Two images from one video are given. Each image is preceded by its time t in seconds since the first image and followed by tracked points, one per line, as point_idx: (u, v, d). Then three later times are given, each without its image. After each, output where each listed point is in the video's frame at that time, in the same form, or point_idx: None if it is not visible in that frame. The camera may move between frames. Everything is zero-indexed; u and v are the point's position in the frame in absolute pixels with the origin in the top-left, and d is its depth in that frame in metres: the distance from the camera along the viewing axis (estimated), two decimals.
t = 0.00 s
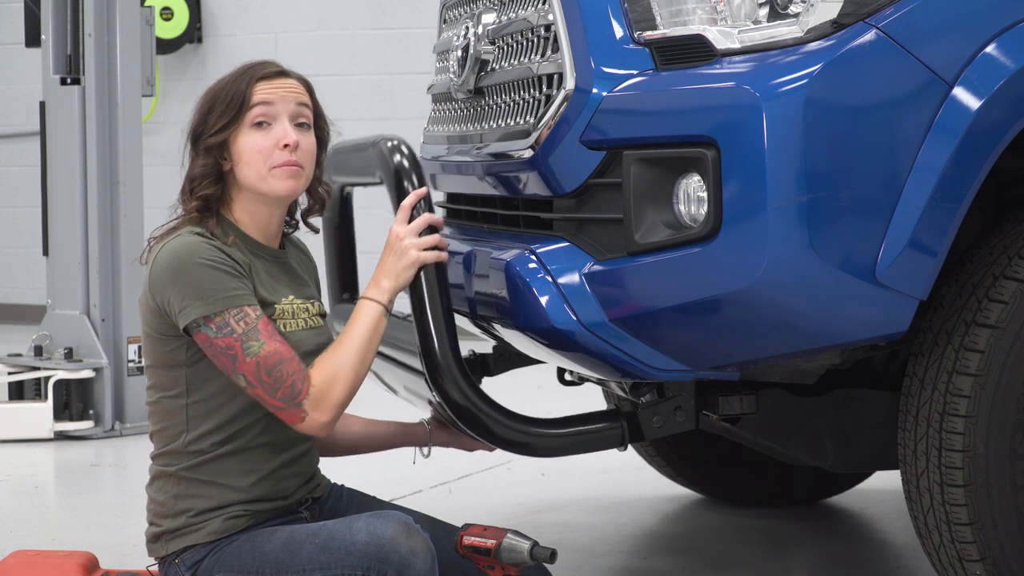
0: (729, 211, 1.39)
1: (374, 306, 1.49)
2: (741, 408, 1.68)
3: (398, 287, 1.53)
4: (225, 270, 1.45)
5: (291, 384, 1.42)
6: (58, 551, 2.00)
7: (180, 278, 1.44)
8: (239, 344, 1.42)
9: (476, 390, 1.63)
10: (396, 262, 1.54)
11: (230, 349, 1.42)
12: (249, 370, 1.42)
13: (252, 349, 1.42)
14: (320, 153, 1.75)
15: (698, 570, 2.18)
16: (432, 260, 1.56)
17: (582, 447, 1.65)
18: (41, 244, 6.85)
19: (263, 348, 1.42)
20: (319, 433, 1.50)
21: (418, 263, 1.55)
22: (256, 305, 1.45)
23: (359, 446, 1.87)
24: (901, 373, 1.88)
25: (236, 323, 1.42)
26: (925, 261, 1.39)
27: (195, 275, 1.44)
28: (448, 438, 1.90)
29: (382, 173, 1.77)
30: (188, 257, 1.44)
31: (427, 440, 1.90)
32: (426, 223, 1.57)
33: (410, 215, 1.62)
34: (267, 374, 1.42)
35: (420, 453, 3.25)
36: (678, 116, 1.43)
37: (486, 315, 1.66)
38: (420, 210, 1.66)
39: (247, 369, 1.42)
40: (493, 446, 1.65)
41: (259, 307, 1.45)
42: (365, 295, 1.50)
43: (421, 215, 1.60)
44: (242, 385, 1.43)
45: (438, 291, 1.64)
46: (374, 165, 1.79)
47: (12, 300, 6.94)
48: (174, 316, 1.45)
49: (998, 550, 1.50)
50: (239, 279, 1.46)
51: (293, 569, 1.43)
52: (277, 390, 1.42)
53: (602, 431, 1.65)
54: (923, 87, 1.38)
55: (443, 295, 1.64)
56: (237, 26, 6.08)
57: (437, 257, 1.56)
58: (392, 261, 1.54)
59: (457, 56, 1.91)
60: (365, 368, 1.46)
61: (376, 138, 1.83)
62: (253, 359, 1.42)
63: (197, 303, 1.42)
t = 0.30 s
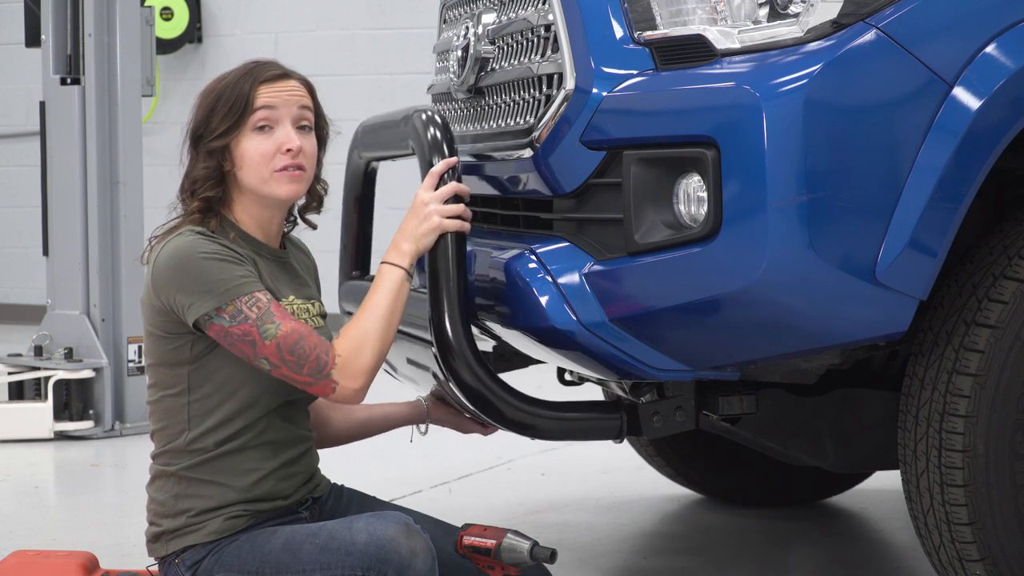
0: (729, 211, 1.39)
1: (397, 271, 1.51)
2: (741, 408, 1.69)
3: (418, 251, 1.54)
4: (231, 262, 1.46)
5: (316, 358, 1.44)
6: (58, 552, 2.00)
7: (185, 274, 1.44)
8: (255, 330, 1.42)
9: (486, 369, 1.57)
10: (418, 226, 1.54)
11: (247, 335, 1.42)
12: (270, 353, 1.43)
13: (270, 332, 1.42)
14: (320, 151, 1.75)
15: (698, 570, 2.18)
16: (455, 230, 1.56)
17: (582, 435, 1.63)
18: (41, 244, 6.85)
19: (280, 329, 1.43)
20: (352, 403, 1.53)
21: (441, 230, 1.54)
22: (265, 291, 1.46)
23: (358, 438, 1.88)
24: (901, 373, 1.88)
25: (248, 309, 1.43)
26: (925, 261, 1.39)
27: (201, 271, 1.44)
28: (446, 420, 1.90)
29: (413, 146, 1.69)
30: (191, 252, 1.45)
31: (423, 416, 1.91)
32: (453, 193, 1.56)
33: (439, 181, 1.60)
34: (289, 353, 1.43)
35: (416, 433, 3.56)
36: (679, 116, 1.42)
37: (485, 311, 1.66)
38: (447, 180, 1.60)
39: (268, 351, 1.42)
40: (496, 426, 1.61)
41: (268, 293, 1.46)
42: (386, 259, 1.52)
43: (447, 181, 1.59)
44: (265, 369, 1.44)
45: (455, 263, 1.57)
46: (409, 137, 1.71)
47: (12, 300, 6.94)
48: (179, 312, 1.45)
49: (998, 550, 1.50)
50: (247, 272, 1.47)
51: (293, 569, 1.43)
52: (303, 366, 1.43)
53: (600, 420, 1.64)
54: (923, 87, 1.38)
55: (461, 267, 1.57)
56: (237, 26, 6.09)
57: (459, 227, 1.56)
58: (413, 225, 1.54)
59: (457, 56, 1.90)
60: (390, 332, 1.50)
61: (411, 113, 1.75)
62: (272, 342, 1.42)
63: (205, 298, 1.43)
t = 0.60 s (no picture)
0: (729, 211, 1.39)
1: (404, 260, 1.52)
2: (741, 408, 1.69)
3: (425, 239, 1.54)
4: (231, 260, 1.46)
5: (321, 349, 1.44)
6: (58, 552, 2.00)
7: (184, 274, 1.44)
8: (258, 326, 1.42)
9: (491, 365, 1.57)
10: (427, 215, 1.55)
11: (250, 331, 1.42)
12: (275, 348, 1.43)
13: (273, 327, 1.43)
14: (320, 150, 1.74)
15: (698, 570, 2.18)
16: (462, 221, 1.56)
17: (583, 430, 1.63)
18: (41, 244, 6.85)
19: (283, 324, 1.43)
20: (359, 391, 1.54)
21: (450, 219, 1.55)
22: (266, 287, 1.46)
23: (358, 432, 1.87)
24: (901, 373, 1.88)
25: (250, 306, 1.43)
26: (925, 261, 1.39)
27: (200, 271, 1.44)
28: (445, 412, 1.89)
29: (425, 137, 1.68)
30: (190, 252, 1.45)
31: (423, 408, 1.90)
32: (462, 182, 1.57)
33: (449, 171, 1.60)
34: (294, 346, 1.43)
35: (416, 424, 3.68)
36: (679, 116, 1.43)
37: (485, 307, 1.65)
38: (458, 169, 1.61)
39: (272, 346, 1.43)
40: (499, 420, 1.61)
41: (269, 288, 1.46)
42: (393, 248, 1.52)
43: (457, 171, 1.60)
44: (270, 364, 1.44)
45: (461, 256, 1.55)
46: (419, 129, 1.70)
47: (12, 300, 6.94)
48: (180, 312, 1.45)
49: (999, 550, 1.50)
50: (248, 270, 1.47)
51: (293, 570, 1.43)
52: (309, 359, 1.44)
53: (601, 418, 1.64)
54: (924, 87, 1.38)
55: (468, 257, 1.56)
56: (237, 26, 6.09)
57: (468, 217, 1.56)
58: (420, 213, 1.55)
59: (457, 56, 1.90)
60: (396, 321, 1.50)
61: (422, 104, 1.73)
62: (276, 336, 1.43)
63: (205, 298, 1.43)
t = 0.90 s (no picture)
0: (729, 211, 1.39)
1: (406, 256, 1.53)
2: (741, 408, 1.69)
3: (428, 236, 1.55)
4: (229, 260, 1.46)
5: (322, 344, 1.44)
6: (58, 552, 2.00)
7: (182, 275, 1.45)
8: (258, 324, 1.42)
9: (492, 363, 1.57)
10: (429, 211, 1.55)
11: (250, 330, 1.42)
12: (275, 345, 1.43)
13: (273, 324, 1.43)
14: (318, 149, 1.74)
15: (698, 570, 2.18)
16: (465, 217, 1.56)
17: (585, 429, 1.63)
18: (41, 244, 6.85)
19: (283, 321, 1.43)
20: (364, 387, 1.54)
21: (451, 216, 1.55)
22: (265, 286, 1.46)
23: (358, 431, 1.87)
24: (901, 373, 1.88)
25: (249, 305, 1.43)
26: (925, 261, 1.39)
27: (198, 272, 1.44)
28: (445, 409, 1.89)
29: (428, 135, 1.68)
30: (189, 253, 1.45)
31: (423, 406, 1.90)
32: (465, 179, 1.57)
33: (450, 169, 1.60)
34: (295, 342, 1.43)
35: (416, 423, 3.70)
36: (678, 116, 1.43)
37: (485, 307, 1.65)
38: (461, 167, 1.61)
39: (273, 344, 1.43)
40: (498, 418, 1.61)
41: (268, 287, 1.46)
42: (395, 244, 1.53)
43: (459, 168, 1.60)
44: (272, 362, 1.44)
45: (464, 254, 1.55)
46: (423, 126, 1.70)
47: (12, 300, 6.94)
48: (179, 313, 1.45)
49: (999, 550, 1.50)
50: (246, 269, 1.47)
51: (293, 570, 1.43)
52: (310, 354, 1.44)
53: (601, 416, 1.63)
54: (924, 87, 1.38)
55: (470, 254, 1.56)
56: (237, 26, 6.09)
57: (470, 214, 1.56)
58: (423, 209, 1.55)
59: (457, 55, 1.90)
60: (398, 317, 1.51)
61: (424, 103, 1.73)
62: (276, 333, 1.43)
63: (204, 298, 1.43)
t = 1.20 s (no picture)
0: (729, 211, 1.39)
1: (401, 263, 1.52)
2: (741, 408, 1.69)
3: (423, 243, 1.54)
4: (227, 263, 1.46)
5: (317, 352, 1.44)
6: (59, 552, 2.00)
7: (180, 277, 1.44)
8: (254, 328, 1.42)
9: (489, 366, 1.57)
10: (424, 217, 1.55)
11: (246, 335, 1.42)
12: (271, 350, 1.43)
13: (269, 330, 1.43)
14: (318, 149, 1.74)
15: (699, 570, 2.18)
16: (460, 223, 1.56)
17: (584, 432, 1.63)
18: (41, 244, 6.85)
19: (280, 327, 1.43)
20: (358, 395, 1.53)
21: (446, 222, 1.55)
22: (263, 290, 1.46)
23: (358, 435, 1.87)
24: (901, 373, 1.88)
25: (246, 309, 1.43)
26: (925, 261, 1.39)
27: (197, 274, 1.44)
28: (445, 415, 1.90)
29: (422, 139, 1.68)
30: (188, 255, 1.45)
31: (423, 411, 1.90)
32: (459, 185, 1.57)
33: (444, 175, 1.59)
34: (291, 348, 1.43)
35: (416, 427, 3.62)
36: (678, 116, 1.43)
37: (485, 308, 1.65)
38: (455, 172, 1.60)
39: (269, 349, 1.43)
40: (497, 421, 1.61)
41: (266, 291, 1.46)
42: (391, 251, 1.53)
43: (453, 174, 1.60)
44: (267, 366, 1.44)
45: (460, 259, 1.56)
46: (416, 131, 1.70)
47: (12, 300, 6.94)
48: (178, 313, 1.45)
49: (998, 550, 1.50)
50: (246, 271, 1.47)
51: (293, 570, 1.43)
52: (305, 361, 1.44)
53: (601, 419, 1.63)
54: (924, 87, 1.38)
55: (466, 260, 1.57)
56: (237, 26, 6.09)
57: (465, 220, 1.56)
58: (418, 216, 1.55)
59: (457, 56, 1.90)
60: (393, 324, 1.50)
61: (418, 107, 1.74)
62: (272, 339, 1.43)
63: (202, 300, 1.43)
